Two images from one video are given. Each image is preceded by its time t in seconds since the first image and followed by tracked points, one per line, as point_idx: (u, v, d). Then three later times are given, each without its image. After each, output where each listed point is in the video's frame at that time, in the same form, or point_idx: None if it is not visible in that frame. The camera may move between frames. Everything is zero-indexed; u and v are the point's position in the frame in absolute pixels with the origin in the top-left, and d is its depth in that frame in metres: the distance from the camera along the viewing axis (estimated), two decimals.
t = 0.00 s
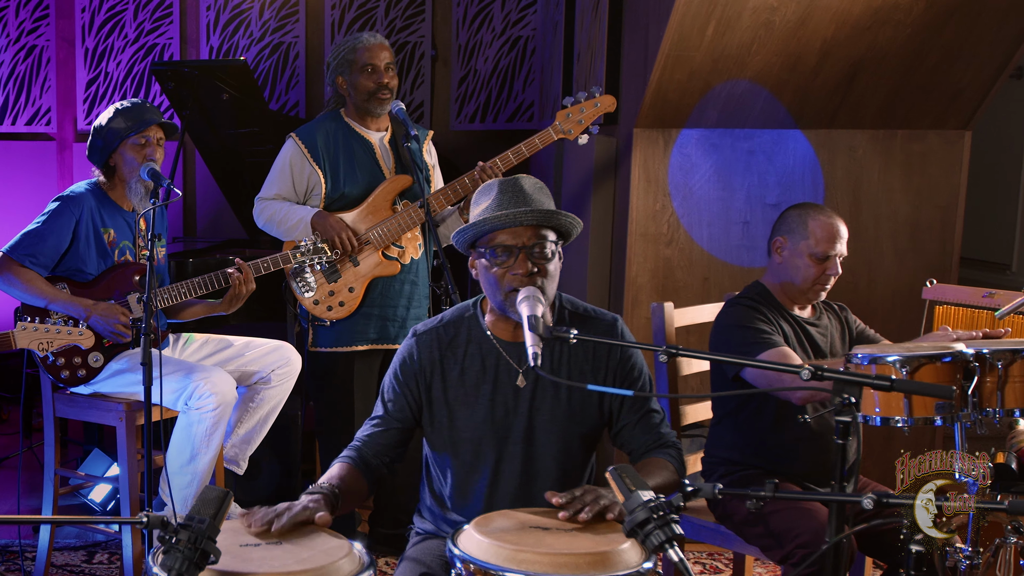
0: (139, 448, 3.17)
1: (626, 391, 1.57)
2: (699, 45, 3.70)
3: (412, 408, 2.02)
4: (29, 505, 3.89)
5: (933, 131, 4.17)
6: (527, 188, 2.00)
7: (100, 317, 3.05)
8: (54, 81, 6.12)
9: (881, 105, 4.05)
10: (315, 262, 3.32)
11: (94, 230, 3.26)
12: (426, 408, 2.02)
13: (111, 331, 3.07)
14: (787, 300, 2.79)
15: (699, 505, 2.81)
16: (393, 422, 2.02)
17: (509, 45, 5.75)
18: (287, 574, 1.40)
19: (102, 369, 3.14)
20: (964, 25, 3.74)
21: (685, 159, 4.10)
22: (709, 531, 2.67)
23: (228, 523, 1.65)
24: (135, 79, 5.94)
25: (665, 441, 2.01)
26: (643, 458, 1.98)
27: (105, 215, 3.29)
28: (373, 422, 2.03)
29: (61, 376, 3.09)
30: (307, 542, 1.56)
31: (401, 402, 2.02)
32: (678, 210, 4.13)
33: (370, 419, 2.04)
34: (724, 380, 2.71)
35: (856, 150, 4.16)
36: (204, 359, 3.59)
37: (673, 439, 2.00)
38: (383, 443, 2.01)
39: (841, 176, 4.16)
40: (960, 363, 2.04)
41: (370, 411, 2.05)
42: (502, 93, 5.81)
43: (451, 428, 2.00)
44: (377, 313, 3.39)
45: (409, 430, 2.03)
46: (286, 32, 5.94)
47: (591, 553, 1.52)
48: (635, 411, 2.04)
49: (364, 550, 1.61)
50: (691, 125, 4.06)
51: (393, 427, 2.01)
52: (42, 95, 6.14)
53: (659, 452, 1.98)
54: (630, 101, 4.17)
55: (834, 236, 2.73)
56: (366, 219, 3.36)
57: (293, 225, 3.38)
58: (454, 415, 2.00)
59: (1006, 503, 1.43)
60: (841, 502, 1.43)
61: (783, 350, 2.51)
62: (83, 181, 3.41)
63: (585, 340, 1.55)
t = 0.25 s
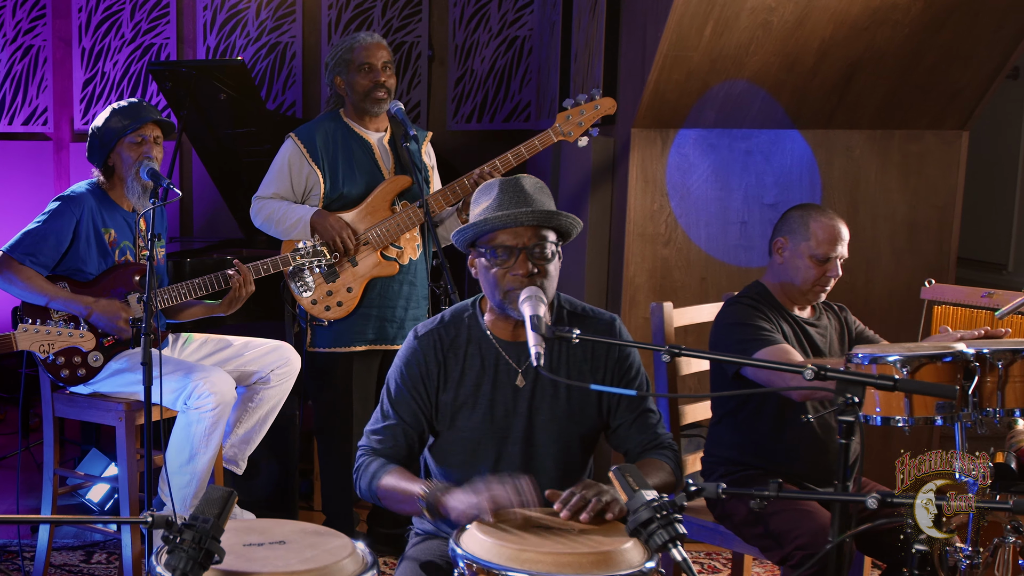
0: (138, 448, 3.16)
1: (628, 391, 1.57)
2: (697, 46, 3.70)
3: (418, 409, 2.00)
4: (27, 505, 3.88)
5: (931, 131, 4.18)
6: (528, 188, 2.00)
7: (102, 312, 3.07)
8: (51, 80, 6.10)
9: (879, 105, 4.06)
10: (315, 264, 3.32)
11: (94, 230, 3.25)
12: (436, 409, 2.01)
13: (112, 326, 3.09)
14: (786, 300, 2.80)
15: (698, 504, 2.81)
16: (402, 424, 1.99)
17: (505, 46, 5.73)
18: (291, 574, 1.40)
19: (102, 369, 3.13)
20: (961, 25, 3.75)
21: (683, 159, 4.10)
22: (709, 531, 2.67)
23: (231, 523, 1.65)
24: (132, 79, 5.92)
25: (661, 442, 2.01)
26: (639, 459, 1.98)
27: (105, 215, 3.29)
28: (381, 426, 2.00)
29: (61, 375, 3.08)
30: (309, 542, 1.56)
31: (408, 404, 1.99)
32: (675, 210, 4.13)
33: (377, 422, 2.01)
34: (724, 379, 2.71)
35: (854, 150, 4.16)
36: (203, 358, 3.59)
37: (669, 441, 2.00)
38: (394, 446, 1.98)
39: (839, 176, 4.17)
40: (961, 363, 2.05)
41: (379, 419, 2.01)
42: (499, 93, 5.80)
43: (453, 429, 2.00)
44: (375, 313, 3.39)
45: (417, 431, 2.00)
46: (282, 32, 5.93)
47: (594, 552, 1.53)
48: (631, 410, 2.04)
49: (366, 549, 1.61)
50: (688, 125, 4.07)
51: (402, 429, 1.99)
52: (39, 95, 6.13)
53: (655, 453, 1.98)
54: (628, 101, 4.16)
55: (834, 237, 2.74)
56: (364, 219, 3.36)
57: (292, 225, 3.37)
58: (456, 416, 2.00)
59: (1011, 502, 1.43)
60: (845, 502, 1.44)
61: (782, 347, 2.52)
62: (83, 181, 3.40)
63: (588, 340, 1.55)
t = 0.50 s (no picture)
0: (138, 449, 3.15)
1: (631, 391, 1.57)
2: (695, 46, 3.71)
3: (421, 405, 2.00)
4: (24, 506, 3.87)
5: (928, 132, 4.19)
6: (528, 188, 2.01)
7: (104, 309, 3.07)
8: (48, 81, 6.09)
9: (877, 106, 4.07)
10: (316, 265, 3.32)
11: (94, 230, 3.25)
12: (440, 406, 2.02)
13: (113, 322, 3.09)
14: (786, 300, 2.80)
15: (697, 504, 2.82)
16: (405, 418, 1.98)
17: (502, 46, 5.74)
18: (295, 574, 1.40)
19: (102, 369, 3.13)
20: (959, 26, 3.75)
21: (681, 159, 4.11)
22: (708, 531, 2.68)
23: (234, 524, 1.65)
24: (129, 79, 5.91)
25: (663, 440, 2.02)
26: (641, 458, 1.99)
27: (106, 215, 3.28)
28: (385, 419, 1.98)
29: (61, 376, 3.07)
30: (313, 542, 1.56)
31: (411, 400, 1.99)
32: (673, 210, 4.14)
33: (380, 416, 2.00)
34: (724, 378, 2.71)
35: (852, 150, 4.17)
36: (202, 359, 3.59)
37: (672, 439, 2.01)
38: (397, 438, 1.97)
39: (837, 176, 4.18)
40: (962, 364, 2.05)
41: (381, 416, 2.00)
42: (496, 93, 5.79)
43: (454, 427, 2.00)
44: (374, 313, 3.39)
45: (419, 425, 2.00)
46: (279, 32, 5.92)
47: (597, 552, 1.53)
48: (632, 409, 2.04)
49: (370, 550, 1.61)
50: (686, 125, 4.08)
51: (405, 423, 1.98)
52: (36, 95, 6.12)
53: (658, 451, 1.98)
54: (626, 101, 4.17)
55: (834, 238, 2.74)
56: (364, 219, 3.36)
57: (292, 224, 3.37)
58: (456, 412, 2.01)
59: (1016, 503, 1.44)
60: (849, 502, 1.45)
61: (782, 348, 2.53)
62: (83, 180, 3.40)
63: (591, 340, 1.56)
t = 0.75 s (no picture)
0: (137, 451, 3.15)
1: (634, 391, 1.57)
2: (693, 47, 3.71)
3: (430, 397, 1.99)
4: (22, 506, 3.87)
5: (925, 133, 4.20)
6: (525, 182, 2.01)
7: (101, 315, 3.05)
8: (44, 81, 6.08)
9: (874, 107, 4.08)
10: (315, 264, 3.32)
11: (94, 231, 3.24)
12: (449, 400, 2.01)
13: (112, 328, 3.08)
14: (784, 300, 2.80)
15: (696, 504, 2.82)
16: (416, 411, 1.97)
17: (499, 46, 5.72)
18: (298, 574, 1.41)
19: (101, 369, 3.12)
20: (957, 27, 3.76)
21: (678, 159, 4.12)
22: (707, 530, 2.68)
23: (238, 523, 1.66)
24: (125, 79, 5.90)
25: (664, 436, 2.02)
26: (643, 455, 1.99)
27: (106, 216, 3.28)
28: (395, 415, 1.97)
29: (60, 376, 3.07)
30: (315, 543, 1.56)
31: (420, 393, 1.98)
32: (671, 210, 4.14)
33: (389, 412, 1.99)
34: (723, 378, 2.71)
35: (849, 151, 4.19)
36: (202, 359, 3.58)
37: (671, 434, 2.01)
38: (409, 433, 1.96)
39: (834, 176, 4.19)
40: (961, 364, 2.06)
41: (392, 409, 1.99)
42: (493, 93, 5.78)
43: (459, 421, 2.00)
44: (373, 314, 3.39)
45: (429, 419, 1.99)
46: (276, 32, 5.92)
47: (599, 552, 1.53)
48: (633, 406, 2.04)
49: (372, 551, 1.61)
50: (684, 126, 4.09)
51: (416, 417, 1.97)
52: (32, 95, 6.11)
53: (658, 445, 1.98)
54: (623, 102, 4.17)
55: (831, 236, 2.75)
56: (364, 219, 3.36)
57: (291, 224, 3.37)
58: (462, 405, 2.01)
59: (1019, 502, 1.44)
60: (852, 501, 1.46)
61: (781, 348, 2.53)
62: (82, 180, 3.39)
63: (593, 340, 1.56)
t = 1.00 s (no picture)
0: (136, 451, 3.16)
1: (635, 392, 1.58)
2: (691, 48, 3.71)
3: (432, 401, 2.01)
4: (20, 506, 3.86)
5: (922, 134, 4.21)
6: (523, 180, 2.02)
7: (101, 315, 3.04)
8: (41, 81, 6.08)
9: (871, 108, 4.09)
10: (314, 265, 3.32)
11: (92, 231, 3.24)
12: (449, 402, 2.02)
13: (108, 330, 3.06)
14: (783, 302, 2.81)
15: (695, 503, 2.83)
16: (419, 415, 1.99)
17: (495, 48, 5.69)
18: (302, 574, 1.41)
19: (100, 369, 3.12)
20: (955, 30, 3.76)
21: (675, 160, 4.13)
22: (705, 530, 2.69)
23: (241, 523, 1.66)
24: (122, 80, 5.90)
25: (667, 437, 2.03)
26: (647, 456, 2.00)
27: (105, 216, 3.27)
28: (397, 420, 1.98)
29: (59, 376, 3.07)
30: (318, 543, 1.56)
31: (422, 398, 2.00)
32: (668, 211, 4.16)
33: (392, 419, 2.01)
34: (722, 379, 2.71)
35: (846, 152, 4.20)
36: (201, 360, 3.58)
37: (675, 438, 2.02)
38: (412, 438, 1.98)
39: (831, 177, 4.20)
40: (961, 365, 2.06)
41: (395, 416, 2.01)
42: (489, 94, 5.75)
43: (459, 423, 2.01)
44: (371, 315, 3.39)
45: (431, 423, 2.00)
46: (272, 33, 5.91)
47: (602, 552, 1.53)
48: (636, 407, 2.06)
49: (375, 551, 1.61)
50: (681, 127, 4.10)
51: (418, 421, 1.98)
52: (29, 95, 6.11)
53: (662, 450, 2.00)
54: (621, 103, 4.18)
55: (831, 240, 2.75)
56: (362, 220, 3.36)
57: (290, 225, 3.36)
58: (462, 406, 2.01)
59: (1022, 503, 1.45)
60: (854, 502, 1.47)
61: (780, 350, 2.54)
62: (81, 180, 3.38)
63: (595, 341, 1.56)
